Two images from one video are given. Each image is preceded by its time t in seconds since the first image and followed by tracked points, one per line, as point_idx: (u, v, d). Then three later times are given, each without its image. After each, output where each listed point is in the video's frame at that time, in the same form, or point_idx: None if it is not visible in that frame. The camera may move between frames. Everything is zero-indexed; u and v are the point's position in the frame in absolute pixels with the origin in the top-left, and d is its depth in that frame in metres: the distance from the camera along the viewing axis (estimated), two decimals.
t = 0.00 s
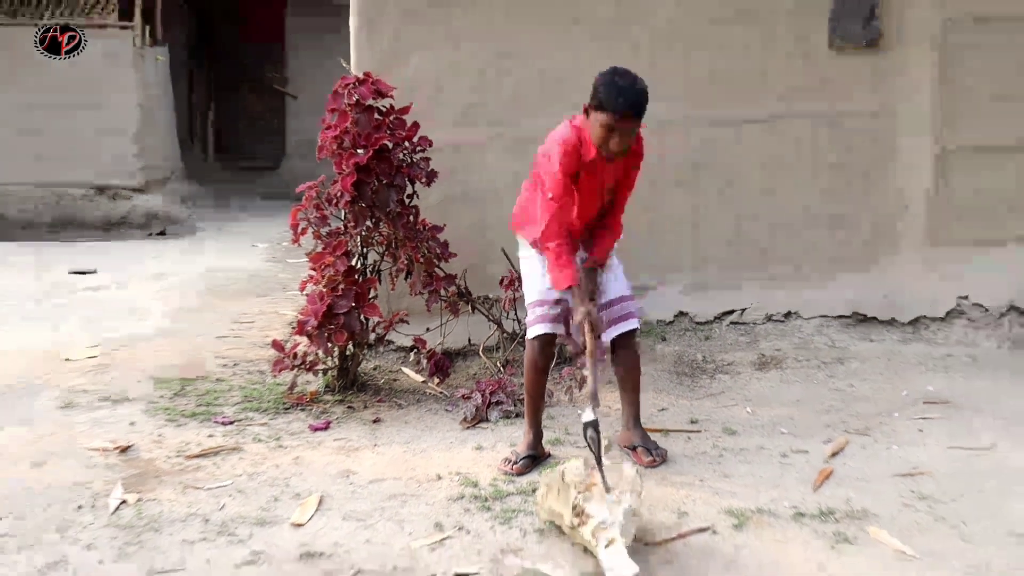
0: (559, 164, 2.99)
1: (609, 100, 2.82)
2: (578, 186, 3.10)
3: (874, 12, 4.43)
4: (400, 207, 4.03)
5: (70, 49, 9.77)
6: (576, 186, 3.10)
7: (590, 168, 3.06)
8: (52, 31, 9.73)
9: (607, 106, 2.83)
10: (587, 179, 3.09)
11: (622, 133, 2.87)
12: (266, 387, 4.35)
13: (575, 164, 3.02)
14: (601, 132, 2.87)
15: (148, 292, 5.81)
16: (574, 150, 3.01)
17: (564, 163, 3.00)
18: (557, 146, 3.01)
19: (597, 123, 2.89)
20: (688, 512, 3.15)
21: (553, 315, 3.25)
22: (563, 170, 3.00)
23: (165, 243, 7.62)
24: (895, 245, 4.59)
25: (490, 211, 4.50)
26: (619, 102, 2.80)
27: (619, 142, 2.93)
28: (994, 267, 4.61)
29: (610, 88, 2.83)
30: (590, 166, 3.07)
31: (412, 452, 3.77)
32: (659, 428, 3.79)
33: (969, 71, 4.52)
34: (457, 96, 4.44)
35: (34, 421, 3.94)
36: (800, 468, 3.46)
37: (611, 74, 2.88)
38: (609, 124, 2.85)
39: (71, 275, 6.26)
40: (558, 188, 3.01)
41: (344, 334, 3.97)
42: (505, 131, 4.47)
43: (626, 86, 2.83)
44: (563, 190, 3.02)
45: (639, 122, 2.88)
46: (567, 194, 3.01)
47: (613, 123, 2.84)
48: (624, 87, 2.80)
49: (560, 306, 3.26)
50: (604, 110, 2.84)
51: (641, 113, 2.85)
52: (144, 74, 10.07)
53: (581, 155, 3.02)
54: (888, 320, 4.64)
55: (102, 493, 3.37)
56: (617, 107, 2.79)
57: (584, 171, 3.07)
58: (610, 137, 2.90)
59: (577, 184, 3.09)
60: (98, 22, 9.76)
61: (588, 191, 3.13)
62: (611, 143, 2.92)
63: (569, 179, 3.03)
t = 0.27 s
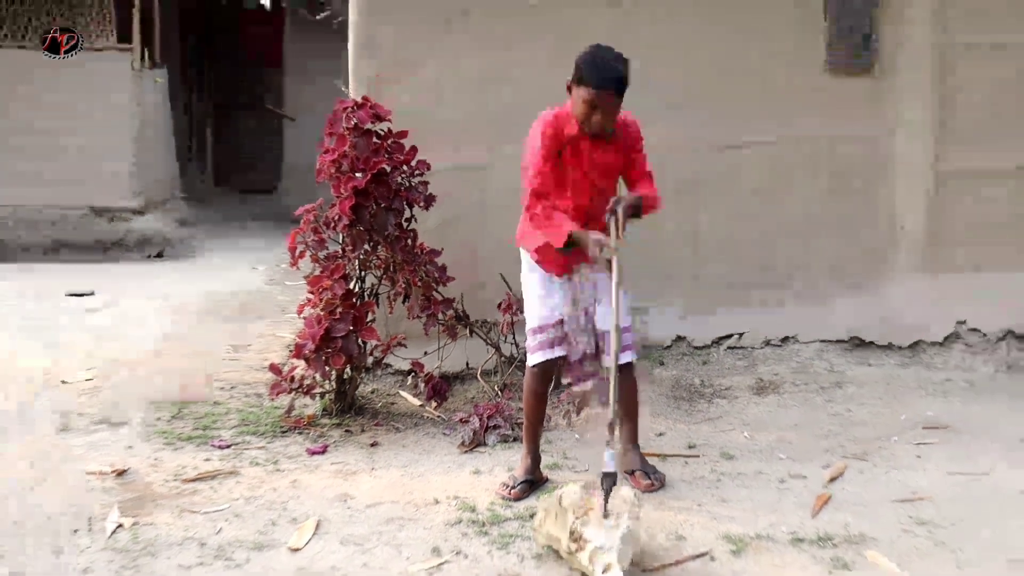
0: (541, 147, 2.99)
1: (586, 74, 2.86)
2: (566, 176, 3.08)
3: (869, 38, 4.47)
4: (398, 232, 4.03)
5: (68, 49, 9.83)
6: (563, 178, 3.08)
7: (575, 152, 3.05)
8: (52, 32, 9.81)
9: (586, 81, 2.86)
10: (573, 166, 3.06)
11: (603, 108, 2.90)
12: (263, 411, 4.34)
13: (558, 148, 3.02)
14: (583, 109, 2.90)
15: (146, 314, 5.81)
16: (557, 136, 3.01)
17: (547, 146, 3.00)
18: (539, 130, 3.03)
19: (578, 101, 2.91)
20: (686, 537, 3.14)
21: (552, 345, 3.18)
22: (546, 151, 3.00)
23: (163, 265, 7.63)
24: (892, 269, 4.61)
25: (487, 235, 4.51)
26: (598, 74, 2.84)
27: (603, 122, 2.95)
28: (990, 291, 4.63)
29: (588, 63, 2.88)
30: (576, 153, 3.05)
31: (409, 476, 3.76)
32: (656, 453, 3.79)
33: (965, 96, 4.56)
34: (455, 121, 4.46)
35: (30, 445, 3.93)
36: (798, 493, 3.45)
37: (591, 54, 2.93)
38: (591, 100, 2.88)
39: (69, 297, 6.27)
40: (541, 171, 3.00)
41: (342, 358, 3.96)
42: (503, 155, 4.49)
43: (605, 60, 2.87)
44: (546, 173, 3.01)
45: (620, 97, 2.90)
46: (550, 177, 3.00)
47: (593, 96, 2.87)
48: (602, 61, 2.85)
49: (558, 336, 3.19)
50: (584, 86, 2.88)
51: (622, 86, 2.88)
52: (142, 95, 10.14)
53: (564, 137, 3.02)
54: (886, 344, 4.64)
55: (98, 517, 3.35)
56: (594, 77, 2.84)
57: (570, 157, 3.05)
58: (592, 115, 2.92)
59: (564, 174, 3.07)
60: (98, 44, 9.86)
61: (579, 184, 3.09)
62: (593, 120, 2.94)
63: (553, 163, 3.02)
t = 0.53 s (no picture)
0: (521, 148, 3.07)
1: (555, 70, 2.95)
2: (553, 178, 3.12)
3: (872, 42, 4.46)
4: (400, 235, 4.07)
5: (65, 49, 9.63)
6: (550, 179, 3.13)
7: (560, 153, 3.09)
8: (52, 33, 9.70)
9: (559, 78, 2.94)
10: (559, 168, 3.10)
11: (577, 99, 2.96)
12: (265, 413, 4.34)
13: (539, 148, 3.08)
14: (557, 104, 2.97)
15: (147, 317, 5.81)
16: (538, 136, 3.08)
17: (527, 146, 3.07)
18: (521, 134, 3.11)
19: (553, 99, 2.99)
20: (688, 541, 3.13)
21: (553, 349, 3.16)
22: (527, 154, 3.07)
23: (165, 268, 7.63)
24: (895, 273, 4.60)
25: (490, 238, 4.51)
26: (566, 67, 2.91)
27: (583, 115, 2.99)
28: (992, 294, 4.62)
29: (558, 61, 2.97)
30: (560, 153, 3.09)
31: (411, 479, 3.76)
32: (658, 457, 3.78)
33: (967, 100, 4.56)
34: (457, 124, 4.46)
35: (32, 447, 3.93)
36: (801, 497, 3.44)
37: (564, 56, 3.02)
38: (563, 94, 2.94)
39: (71, 300, 6.26)
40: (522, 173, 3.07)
41: (344, 361, 4.04)
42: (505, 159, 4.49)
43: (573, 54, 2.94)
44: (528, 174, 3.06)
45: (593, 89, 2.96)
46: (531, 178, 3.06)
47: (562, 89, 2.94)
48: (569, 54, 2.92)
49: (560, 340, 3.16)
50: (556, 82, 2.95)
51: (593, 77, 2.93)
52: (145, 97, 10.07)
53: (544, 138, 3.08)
54: (888, 348, 4.62)
55: (100, 520, 3.35)
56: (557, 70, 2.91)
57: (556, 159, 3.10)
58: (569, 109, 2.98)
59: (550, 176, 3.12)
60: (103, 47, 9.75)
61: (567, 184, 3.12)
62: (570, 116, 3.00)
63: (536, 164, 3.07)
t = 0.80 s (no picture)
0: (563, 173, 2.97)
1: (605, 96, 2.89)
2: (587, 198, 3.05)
3: (876, 41, 4.44)
4: (405, 230, 4.06)
5: (65, 49, 9.67)
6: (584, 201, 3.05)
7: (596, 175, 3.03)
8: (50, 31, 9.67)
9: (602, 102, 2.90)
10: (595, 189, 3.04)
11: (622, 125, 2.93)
12: (267, 409, 4.33)
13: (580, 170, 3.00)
14: (604, 130, 2.91)
15: (149, 313, 5.80)
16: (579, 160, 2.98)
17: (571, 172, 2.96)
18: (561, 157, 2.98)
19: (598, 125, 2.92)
20: (691, 539, 3.12)
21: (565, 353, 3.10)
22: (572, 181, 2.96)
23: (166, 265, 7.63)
24: (897, 273, 4.59)
25: (492, 236, 4.50)
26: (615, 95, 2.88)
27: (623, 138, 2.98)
28: (996, 292, 4.61)
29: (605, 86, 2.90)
30: (596, 174, 3.03)
31: (414, 475, 3.75)
32: (661, 453, 3.77)
33: (971, 101, 4.53)
34: (459, 120, 4.45)
35: (34, 443, 3.92)
36: (803, 495, 3.43)
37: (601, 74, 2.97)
38: (613, 121, 2.90)
39: (72, 296, 6.26)
40: (567, 200, 2.96)
41: (348, 356, 4.02)
42: (507, 157, 4.48)
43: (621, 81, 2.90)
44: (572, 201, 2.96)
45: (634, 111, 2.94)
46: (577, 205, 2.96)
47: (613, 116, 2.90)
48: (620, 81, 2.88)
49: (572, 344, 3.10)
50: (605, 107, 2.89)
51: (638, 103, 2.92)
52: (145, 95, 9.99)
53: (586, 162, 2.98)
54: (892, 345, 4.60)
55: (100, 516, 3.34)
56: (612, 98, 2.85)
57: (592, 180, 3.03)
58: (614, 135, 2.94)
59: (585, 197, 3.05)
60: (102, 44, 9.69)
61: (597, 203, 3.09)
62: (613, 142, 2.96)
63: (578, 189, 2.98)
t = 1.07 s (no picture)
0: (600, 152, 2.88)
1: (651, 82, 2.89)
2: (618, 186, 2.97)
3: (881, 41, 4.42)
4: (409, 231, 4.05)
5: (65, 49, 9.67)
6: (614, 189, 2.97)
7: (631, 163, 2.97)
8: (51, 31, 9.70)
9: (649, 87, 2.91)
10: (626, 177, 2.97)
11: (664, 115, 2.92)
12: (271, 409, 4.33)
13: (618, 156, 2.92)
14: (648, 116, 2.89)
15: (153, 312, 5.82)
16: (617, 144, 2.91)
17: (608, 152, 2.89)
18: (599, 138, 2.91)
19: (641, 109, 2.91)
20: (695, 540, 3.12)
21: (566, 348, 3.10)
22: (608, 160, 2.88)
23: (171, 264, 7.65)
24: (900, 273, 4.57)
25: (496, 235, 4.50)
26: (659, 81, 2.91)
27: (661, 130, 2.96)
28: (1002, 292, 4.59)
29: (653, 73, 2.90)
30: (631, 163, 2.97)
31: (418, 476, 3.75)
32: (665, 454, 3.77)
33: (975, 102, 4.49)
34: (463, 121, 4.45)
35: (39, 442, 3.93)
36: (807, 496, 3.43)
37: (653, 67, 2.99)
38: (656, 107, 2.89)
39: (77, 295, 6.27)
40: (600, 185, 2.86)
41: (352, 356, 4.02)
42: (511, 156, 4.48)
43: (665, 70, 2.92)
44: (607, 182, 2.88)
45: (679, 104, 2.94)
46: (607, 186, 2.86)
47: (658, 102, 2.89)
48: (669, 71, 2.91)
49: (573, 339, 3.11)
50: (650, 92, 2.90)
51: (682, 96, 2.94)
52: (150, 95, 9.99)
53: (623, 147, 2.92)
54: (896, 345, 4.55)
55: (105, 515, 3.35)
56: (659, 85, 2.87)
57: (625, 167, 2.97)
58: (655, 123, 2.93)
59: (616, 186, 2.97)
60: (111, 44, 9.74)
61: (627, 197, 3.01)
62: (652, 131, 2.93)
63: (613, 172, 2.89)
